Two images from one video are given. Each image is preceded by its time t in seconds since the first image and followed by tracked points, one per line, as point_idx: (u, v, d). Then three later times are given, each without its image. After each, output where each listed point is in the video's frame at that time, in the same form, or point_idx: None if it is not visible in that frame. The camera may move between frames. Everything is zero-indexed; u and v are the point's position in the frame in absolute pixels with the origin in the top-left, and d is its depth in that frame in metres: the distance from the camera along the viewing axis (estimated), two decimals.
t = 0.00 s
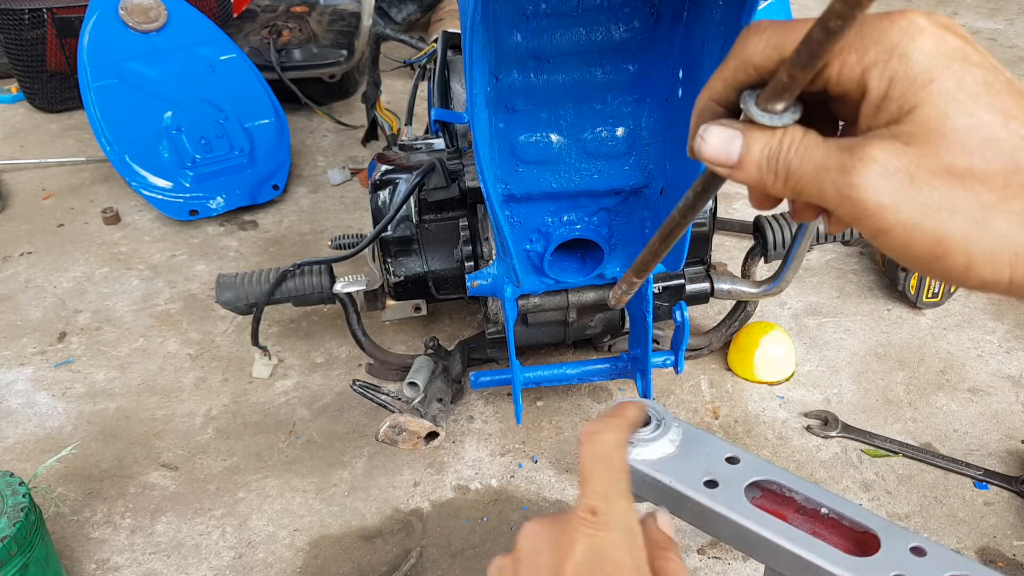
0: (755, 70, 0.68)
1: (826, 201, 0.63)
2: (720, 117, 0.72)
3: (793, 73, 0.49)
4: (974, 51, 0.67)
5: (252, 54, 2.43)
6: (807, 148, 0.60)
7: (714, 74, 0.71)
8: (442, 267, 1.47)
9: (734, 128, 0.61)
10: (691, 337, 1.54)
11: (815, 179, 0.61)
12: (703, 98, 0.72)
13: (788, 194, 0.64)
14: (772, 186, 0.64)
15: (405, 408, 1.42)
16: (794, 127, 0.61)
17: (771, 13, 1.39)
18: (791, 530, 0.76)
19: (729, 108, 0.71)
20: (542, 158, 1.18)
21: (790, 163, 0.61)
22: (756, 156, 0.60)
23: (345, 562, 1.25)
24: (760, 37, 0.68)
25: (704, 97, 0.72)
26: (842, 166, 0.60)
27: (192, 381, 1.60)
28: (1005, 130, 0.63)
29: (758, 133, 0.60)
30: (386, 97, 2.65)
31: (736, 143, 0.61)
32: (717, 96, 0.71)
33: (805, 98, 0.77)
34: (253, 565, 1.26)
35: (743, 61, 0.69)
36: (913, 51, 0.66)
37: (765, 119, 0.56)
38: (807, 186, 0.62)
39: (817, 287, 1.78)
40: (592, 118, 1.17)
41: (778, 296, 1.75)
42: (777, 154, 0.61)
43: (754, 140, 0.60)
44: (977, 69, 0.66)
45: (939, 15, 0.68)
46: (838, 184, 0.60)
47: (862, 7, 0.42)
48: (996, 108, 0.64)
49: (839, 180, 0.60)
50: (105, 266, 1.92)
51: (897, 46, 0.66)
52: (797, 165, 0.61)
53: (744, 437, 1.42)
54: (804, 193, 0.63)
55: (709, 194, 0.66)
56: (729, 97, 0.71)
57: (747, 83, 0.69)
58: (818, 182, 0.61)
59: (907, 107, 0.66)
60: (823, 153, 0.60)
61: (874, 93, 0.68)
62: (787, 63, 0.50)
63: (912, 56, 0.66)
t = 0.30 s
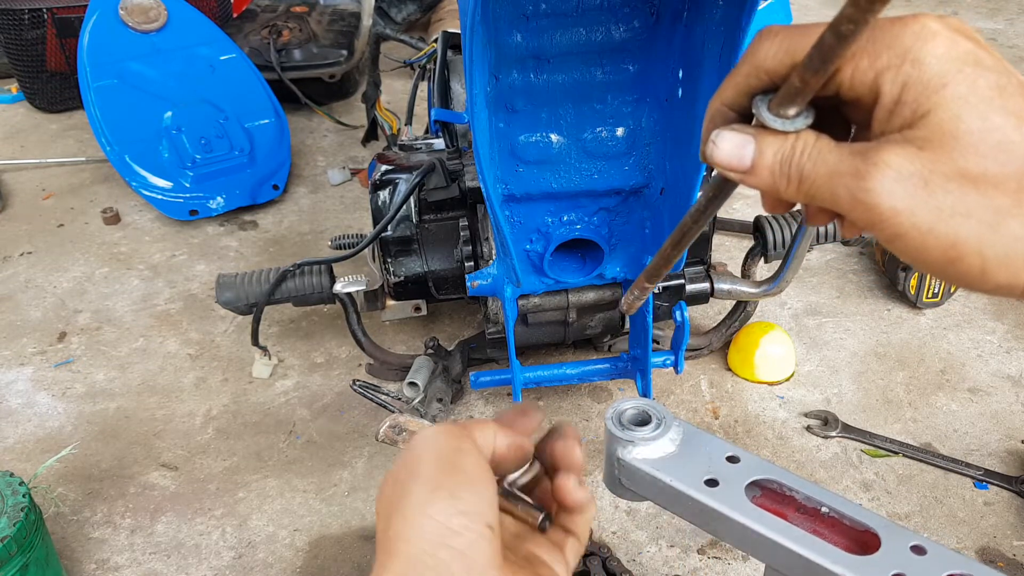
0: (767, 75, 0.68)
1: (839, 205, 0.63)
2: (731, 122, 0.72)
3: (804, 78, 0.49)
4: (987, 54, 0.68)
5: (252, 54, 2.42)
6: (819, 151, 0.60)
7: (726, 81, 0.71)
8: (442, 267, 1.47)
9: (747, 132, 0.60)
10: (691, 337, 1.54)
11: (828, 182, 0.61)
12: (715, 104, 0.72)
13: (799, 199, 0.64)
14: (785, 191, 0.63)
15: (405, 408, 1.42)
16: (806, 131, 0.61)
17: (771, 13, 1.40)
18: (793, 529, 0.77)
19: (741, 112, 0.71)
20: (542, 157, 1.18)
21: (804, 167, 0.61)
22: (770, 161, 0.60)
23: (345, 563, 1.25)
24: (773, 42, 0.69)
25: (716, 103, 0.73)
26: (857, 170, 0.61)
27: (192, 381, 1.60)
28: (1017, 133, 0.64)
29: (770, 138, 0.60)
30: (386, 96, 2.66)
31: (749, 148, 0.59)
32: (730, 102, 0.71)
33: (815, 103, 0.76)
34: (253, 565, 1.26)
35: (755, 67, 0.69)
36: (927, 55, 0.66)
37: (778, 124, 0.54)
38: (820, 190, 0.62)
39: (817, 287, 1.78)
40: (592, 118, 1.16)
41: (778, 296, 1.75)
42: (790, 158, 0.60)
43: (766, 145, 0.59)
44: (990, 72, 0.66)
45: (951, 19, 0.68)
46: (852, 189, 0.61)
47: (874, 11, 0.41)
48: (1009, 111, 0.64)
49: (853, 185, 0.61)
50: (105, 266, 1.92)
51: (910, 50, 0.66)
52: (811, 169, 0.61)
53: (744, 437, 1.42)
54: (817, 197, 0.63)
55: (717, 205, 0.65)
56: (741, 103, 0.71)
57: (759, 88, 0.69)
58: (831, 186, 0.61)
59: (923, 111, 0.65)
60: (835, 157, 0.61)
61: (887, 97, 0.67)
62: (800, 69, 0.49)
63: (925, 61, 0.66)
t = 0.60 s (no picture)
0: (817, 63, 0.70)
1: (889, 194, 0.63)
2: (778, 110, 0.74)
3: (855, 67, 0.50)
4: None
5: (252, 54, 2.42)
6: (868, 141, 0.61)
7: (776, 67, 0.73)
8: (442, 267, 1.47)
9: (794, 121, 0.62)
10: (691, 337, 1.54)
11: (878, 172, 0.62)
12: (763, 92, 0.74)
13: (848, 188, 0.66)
14: (833, 180, 0.65)
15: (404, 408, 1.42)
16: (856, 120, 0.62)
17: (771, 14, 1.40)
18: (792, 529, 0.78)
19: (788, 101, 0.73)
20: (542, 158, 1.18)
21: (852, 156, 0.62)
22: (817, 149, 0.62)
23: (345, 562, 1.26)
24: (823, 29, 0.70)
25: (765, 91, 0.74)
26: (906, 160, 0.61)
27: (192, 381, 1.60)
28: None
29: (818, 127, 0.61)
30: (386, 97, 2.66)
31: (796, 136, 0.62)
32: (777, 89, 0.73)
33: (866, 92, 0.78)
34: (253, 565, 1.26)
35: (804, 54, 0.70)
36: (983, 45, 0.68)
37: (825, 113, 0.57)
38: (869, 180, 0.63)
39: (817, 287, 1.78)
40: (592, 118, 1.16)
41: (779, 296, 1.75)
42: (838, 147, 0.62)
43: (814, 134, 0.61)
44: None
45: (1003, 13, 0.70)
46: (902, 179, 0.61)
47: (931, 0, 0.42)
48: None
49: (903, 175, 0.61)
50: (105, 266, 1.92)
51: (965, 39, 0.68)
52: (858, 159, 0.62)
53: (744, 437, 1.42)
54: (866, 186, 0.64)
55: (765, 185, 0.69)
56: (787, 91, 0.72)
57: (809, 77, 0.71)
58: (881, 176, 0.62)
59: (977, 99, 0.67)
60: (885, 147, 0.61)
61: (940, 86, 0.68)
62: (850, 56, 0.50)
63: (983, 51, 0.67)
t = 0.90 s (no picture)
0: (844, 70, 0.71)
1: (920, 203, 0.65)
2: (804, 117, 0.74)
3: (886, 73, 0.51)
4: None
5: (252, 54, 2.42)
6: (899, 149, 0.62)
7: (800, 75, 0.74)
8: (442, 267, 1.48)
9: (821, 129, 0.62)
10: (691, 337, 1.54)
11: (909, 180, 0.63)
12: (788, 99, 0.74)
13: (876, 197, 0.66)
14: (861, 188, 0.65)
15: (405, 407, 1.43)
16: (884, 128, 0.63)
17: (771, 14, 1.40)
18: (793, 529, 0.78)
19: (815, 108, 0.74)
20: (542, 157, 1.18)
21: (882, 164, 0.62)
22: (846, 157, 0.62)
23: (345, 562, 1.26)
24: (850, 34, 0.71)
25: (789, 99, 0.75)
26: (939, 169, 0.62)
27: (192, 381, 1.60)
28: None
29: (846, 135, 0.62)
30: (386, 97, 2.66)
31: (823, 144, 0.62)
32: (803, 96, 0.73)
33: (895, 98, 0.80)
34: (253, 565, 1.26)
35: (831, 62, 0.71)
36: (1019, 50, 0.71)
37: (854, 120, 0.59)
38: (900, 188, 0.64)
39: (817, 287, 1.78)
40: (592, 118, 1.16)
41: (779, 296, 1.75)
42: (867, 155, 0.62)
43: (842, 142, 0.62)
44: None
45: None
46: (934, 188, 0.63)
47: (964, 7, 0.43)
48: None
49: (935, 184, 0.62)
50: (105, 266, 1.92)
51: (1000, 45, 0.71)
52: (889, 167, 0.62)
53: (744, 438, 1.42)
54: (896, 195, 0.65)
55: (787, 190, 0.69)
56: (815, 98, 0.73)
57: (835, 84, 0.72)
58: (912, 185, 0.63)
59: (1010, 107, 0.69)
60: (916, 155, 0.62)
61: (973, 93, 0.72)
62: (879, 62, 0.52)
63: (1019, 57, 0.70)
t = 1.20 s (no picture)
0: (840, 76, 0.71)
1: (921, 212, 0.65)
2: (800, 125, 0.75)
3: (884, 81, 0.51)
4: None
5: (252, 54, 2.42)
6: (898, 158, 0.62)
7: (796, 82, 0.74)
8: (442, 267, 1.48)
9: (818, 137, 0.62)
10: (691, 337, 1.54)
11: (908, 190, 0.63)
12: (783, 107, 0.75)
13: (876, 206, 0.67)
14: (860, 198, 0.66)
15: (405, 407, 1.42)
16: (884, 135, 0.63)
17: (772, 14, 1.40)
18: (793, 529, 0.78)
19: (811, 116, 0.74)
20: (542, 157, 1.18)
21: (880, 173, 0.63)
22: (844, 166, 0.62)
23: (345, 563, 1.26)
24: (847, 40, 0.71)
25: (784, 107, 0.75)
26: (940, 180, 0.62)
27: (192, 381, 1.60)
28: None
29: (844, 144, 0.62)
30: (386, 97, 2.66)
31: (821, 153, 0.62)
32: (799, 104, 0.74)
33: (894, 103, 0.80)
34: (253, 565, 1.26)
35: (828, 70, 0.72)
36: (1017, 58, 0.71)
37: (851, 128, 0.58)
38: (900, 198, 0.64)
39: (817, 287, 1.77)
40: (592, 118, 1.16)
41: (779, 296, 1.75)
42: (866, 164, 0.63)
43: (840, 151, 0.62)
44: None
45: None
46: (935, 198, 0.63)
47: (965, 16, 0.43)
48: None
49: (936, 195, 0.63)
50: (105, 266, 1.92)
51: (999, 52, 0.71)
52: (888, 177, 0.62)
53: (744, 437, 1.42)
54: (896, 204, 0.65)
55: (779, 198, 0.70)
56: (810, 106, 0.74)
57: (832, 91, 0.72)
58: (913, 195, 0.63)
59: (1011, 115, 0.69)
60: (916, 164, 0.62)
61: (973, 101, 0.72)
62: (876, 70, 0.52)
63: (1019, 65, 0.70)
